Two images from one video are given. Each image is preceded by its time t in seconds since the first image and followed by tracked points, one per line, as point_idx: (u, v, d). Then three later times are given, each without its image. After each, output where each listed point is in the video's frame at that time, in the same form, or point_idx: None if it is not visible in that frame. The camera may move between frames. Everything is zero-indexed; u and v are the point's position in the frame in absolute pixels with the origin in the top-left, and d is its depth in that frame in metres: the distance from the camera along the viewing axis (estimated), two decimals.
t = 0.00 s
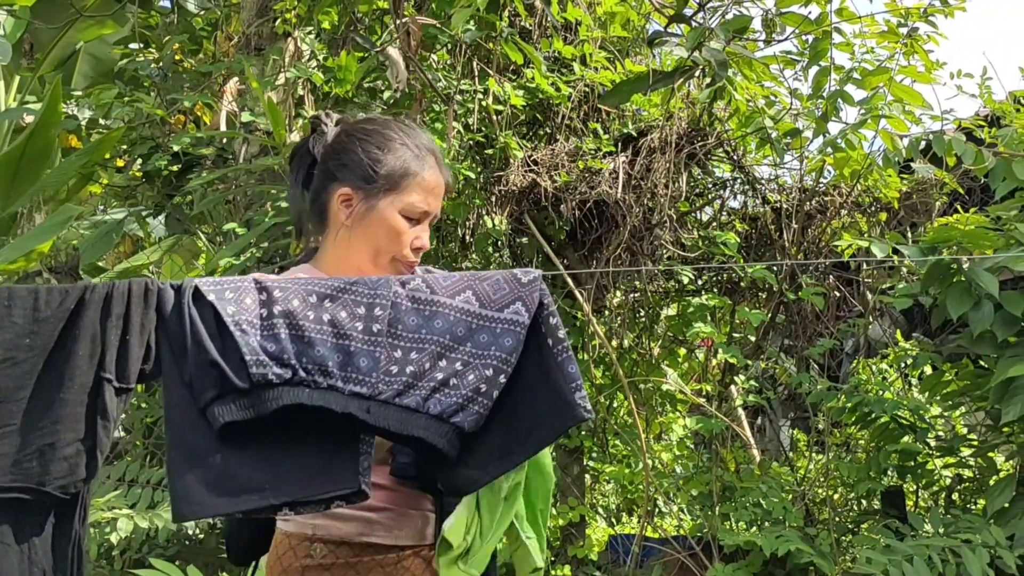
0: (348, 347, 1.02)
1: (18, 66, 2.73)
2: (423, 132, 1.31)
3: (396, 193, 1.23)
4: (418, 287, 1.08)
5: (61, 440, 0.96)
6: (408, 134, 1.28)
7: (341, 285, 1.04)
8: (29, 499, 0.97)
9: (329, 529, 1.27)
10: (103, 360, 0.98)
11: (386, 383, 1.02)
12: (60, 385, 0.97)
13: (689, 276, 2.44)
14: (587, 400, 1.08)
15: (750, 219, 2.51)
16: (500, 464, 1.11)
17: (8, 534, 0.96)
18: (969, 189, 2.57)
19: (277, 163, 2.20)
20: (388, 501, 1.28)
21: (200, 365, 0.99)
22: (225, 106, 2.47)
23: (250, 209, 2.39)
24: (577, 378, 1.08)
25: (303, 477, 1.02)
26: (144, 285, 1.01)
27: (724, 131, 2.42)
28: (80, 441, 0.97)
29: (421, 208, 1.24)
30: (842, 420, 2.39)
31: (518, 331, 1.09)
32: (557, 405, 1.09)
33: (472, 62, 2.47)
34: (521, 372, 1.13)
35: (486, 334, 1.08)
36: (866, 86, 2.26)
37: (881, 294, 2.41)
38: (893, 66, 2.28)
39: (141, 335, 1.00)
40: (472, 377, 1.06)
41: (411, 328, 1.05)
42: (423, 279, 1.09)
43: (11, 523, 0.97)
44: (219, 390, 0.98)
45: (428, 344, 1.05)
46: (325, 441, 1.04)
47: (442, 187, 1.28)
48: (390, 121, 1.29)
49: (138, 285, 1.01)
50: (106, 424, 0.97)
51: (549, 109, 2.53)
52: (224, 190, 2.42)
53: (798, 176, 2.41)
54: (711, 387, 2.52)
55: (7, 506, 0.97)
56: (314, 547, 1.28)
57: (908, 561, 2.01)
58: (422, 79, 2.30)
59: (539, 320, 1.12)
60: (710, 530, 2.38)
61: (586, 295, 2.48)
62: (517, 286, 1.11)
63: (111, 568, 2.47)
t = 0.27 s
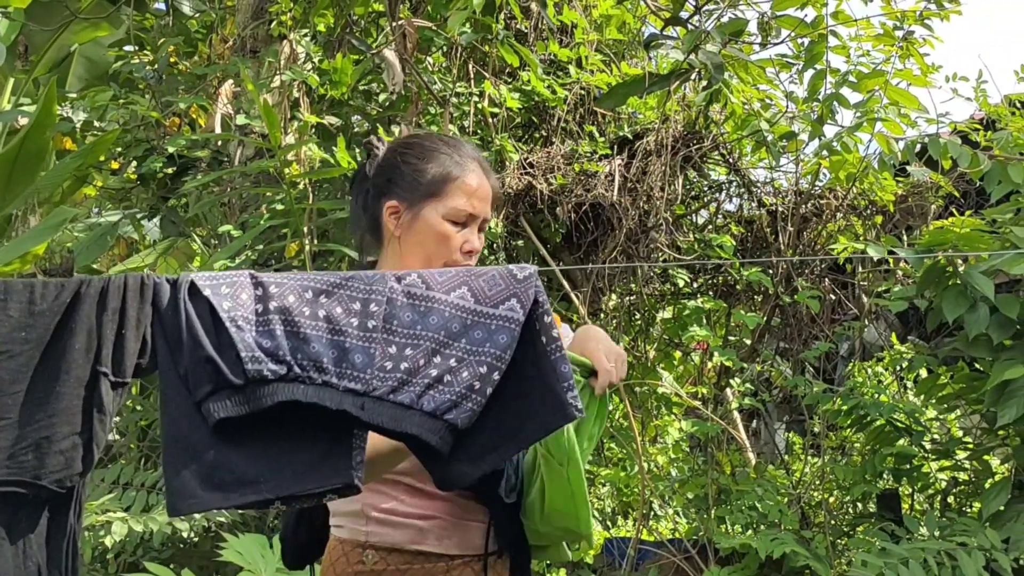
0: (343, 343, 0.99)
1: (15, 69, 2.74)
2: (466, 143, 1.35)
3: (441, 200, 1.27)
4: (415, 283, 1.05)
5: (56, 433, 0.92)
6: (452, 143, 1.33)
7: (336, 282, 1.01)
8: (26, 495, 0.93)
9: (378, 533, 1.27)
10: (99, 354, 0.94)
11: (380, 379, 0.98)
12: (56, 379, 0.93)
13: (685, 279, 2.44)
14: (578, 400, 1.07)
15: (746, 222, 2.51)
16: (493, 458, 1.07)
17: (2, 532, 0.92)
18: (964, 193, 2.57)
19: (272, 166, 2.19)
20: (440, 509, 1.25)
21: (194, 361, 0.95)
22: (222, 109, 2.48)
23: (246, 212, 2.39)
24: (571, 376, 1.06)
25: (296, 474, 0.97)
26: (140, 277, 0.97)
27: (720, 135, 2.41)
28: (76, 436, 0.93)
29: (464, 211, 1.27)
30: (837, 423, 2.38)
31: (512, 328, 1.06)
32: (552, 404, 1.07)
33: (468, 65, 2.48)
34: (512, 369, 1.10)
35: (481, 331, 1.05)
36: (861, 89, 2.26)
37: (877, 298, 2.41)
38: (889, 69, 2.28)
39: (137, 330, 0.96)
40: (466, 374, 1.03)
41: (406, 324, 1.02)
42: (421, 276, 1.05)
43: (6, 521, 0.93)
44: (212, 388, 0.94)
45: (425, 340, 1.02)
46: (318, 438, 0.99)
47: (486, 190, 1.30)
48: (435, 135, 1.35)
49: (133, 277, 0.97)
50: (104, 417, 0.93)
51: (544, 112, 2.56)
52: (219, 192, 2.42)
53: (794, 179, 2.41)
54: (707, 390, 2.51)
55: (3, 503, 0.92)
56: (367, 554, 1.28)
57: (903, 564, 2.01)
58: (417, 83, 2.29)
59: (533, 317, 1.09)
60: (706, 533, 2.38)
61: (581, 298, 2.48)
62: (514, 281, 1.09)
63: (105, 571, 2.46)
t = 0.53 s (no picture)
0: (335, 374, 1.02)
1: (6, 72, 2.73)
2: (500, 154, 1.45)
3: (469, 199, 1.36)
4: (407, 312, 1.08)
5: (51, 464, 0.96)
6: (487, 153, 1.44)
7: (328, 312, 1.05)
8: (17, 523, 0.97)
9: (419, 531, 1.32)
10: (92, 385, 0.98)
11: (371, 409, 1.02)
12: (50, 410, 0.97)
13: (678, 281, 2.43)
14: (566, 428, 1.11)
15: (738, 225, 2.51)
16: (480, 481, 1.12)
17: None
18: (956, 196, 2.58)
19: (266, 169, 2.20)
20: (477, 507, 1.30)
21: (187, 391, 1.00)
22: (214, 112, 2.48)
23: (239, 215, 2.38)
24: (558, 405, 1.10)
25: (285, 500, 1.03)
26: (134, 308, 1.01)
27: (712, 138, 2.43)
28: (69, 465, 0.97)
29: (490, 208, 1.35)
30: (830, 426, 2.39)
31: (503, 356, 1.09)
32: (540, 431, 1.10)
33: (462, 68, 2.50)
34: (504, 393, 1.13)
35: (471, 359, 1.08)
36: (853, 93, 2.25)
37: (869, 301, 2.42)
38: (880, 73, 2.29)
39: (131, 359, 1.00)
40: (456, 404, 1.07)
41: (397, 354, 1.06)
42: (412, 304, 1.09)
43: None
44: (206, 418, 0.99)
45: (414, 370, 1.06)
46: (308, 464, 1.04)
47: (516, 192, 1.37)
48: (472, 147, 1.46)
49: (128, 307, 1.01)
50: (96, 447, 0.98)
51: (538, 115, 2.58)
52: (211, 195, 2.42)
53: (785, 182, 2.42)
54: (700, 393, 2.49)
55: None
56: (409, 554, 1.34)
57: (895, 566, 2.01)
58: (409, 86, 2.29)
59: (524, 344, 1.13)
60: (698, 536, 2.38)
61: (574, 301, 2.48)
62: (504, 309, 1.12)
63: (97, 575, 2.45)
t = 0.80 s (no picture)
0: (315, 353, 1.03)
1: None
2: (487, 152, 1.46)
3: (458, 198, 1.38)
4: (388, 292, 1.09)
5: (26, 443, 0.98)
6: (476, 152, 1.45)
7: (308, 291, 1.06)
8: None
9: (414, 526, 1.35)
10: (70, 364, 1.00)
11: (352, 388, 1.02)
12: (27, 390, 0.99)
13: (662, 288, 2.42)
14: (552, 409, 1.08)
15: (722, 231, 2.52)
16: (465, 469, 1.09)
17: None
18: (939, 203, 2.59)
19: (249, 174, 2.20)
20: (468, 503, 1.31)
21: (167, 370, 1.01)
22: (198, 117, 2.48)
23: (222, 220, 2.38)
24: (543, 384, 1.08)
25: (269, 480, 1.05)
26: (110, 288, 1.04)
27: (695, 144, 2.43)
28: (45, 445, 0.99)
29: (478, 206, 1.37)
30: (813, 432, 2.39)
31: (485, 337, 1.08)
32: (525, 411, 1.08)
33: (445, 73, 2.49)
34: (488, 375, 1.11)
35: (452, 340, 1.07)
36: (836, 99, 2.26)
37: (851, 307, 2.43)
38: (863, 79, 2.29)
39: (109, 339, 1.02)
40: (438, 383, 1.06)
41: (378, 333, 1.06)
42: (393, 285, 1.09)
43: None
44: (185, 397, 1.00)
45: (396, 349, 1.06)
46: (291, 445, 1.06)
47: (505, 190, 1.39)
48: (461, 147, 1.47)
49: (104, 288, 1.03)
50: (72, 426, 0.99)
51: (521, 122, 2.59)
52: (195, 200, 2.41)
53: (769, 189, 2.42)
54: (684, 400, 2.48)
55: None
56: (403, 549, 1.36)
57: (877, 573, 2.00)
58: (393, 91, 2.29)
59: (507, 325, 1.11)
60: (682, 542, 2.38)
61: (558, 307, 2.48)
62: (486, 290, 1.10)
63: None
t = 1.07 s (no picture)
0: (296, 367, 1.02)
1: None
2: (456, 146, 1.45)
3: (430, 195, 1.37)
4: (371, 304, 1.07)
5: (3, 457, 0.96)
6: (446, 148, 1.44)
7: (289, 303, 1.04)
8: None
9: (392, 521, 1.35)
10: (48, 378, 0.98)
11: (333, 402, 1.02)
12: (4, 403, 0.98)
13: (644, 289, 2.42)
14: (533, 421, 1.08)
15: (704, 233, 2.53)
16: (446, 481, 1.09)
17: None
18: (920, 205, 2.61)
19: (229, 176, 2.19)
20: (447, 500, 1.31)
21: (145, 384, 0.99)
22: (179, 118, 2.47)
23: (203, 222, 2.37)
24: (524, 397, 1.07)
25: (250, 494, 1.04)
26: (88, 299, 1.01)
27: (677, 147, 2.44)
28: (22, 459, 0.97)
29: (451, 201, 1.36)
30: (795, 433, 2.40)
31: (467, 349, 1.07)
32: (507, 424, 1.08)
33: (428, 75, 2.49)
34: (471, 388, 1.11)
35: (434, 353, 1.07)
36: (819, 102, 2.22)
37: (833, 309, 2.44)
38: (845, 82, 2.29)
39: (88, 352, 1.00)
40: (420, 397, 1.05)
41: (359, 346, 1.05)
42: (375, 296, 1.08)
43: None
44: (165, 412, 0.99)
45: (377, 362, 1.05)
46: (271, 459, 1.06)
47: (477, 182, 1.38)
48: (432, 145, 1.47)
49: (82, 300, 1.01)
50: (50, 439, 0.98)
51: (504, 124, 2.60)
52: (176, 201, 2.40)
53: (751, 191, 2.43)
54: (667, 401, 2.49)
55: None
56: (380, 542, 1.36)
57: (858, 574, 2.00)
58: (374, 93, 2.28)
59: (488, 338, 1.10)
60: (664, 544, 2.38)
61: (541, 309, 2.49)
62: (468, 302, 1.09)
63: None
